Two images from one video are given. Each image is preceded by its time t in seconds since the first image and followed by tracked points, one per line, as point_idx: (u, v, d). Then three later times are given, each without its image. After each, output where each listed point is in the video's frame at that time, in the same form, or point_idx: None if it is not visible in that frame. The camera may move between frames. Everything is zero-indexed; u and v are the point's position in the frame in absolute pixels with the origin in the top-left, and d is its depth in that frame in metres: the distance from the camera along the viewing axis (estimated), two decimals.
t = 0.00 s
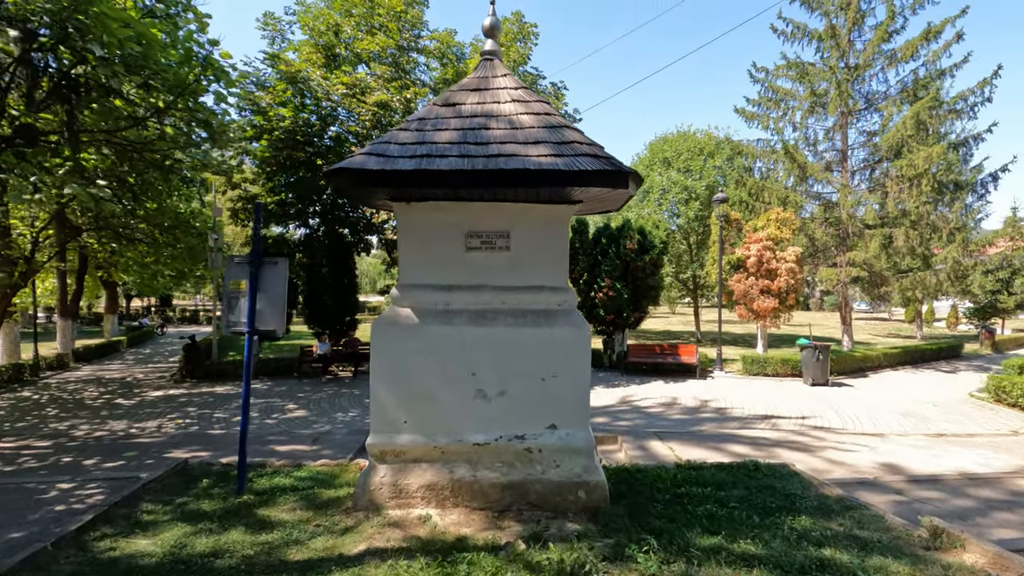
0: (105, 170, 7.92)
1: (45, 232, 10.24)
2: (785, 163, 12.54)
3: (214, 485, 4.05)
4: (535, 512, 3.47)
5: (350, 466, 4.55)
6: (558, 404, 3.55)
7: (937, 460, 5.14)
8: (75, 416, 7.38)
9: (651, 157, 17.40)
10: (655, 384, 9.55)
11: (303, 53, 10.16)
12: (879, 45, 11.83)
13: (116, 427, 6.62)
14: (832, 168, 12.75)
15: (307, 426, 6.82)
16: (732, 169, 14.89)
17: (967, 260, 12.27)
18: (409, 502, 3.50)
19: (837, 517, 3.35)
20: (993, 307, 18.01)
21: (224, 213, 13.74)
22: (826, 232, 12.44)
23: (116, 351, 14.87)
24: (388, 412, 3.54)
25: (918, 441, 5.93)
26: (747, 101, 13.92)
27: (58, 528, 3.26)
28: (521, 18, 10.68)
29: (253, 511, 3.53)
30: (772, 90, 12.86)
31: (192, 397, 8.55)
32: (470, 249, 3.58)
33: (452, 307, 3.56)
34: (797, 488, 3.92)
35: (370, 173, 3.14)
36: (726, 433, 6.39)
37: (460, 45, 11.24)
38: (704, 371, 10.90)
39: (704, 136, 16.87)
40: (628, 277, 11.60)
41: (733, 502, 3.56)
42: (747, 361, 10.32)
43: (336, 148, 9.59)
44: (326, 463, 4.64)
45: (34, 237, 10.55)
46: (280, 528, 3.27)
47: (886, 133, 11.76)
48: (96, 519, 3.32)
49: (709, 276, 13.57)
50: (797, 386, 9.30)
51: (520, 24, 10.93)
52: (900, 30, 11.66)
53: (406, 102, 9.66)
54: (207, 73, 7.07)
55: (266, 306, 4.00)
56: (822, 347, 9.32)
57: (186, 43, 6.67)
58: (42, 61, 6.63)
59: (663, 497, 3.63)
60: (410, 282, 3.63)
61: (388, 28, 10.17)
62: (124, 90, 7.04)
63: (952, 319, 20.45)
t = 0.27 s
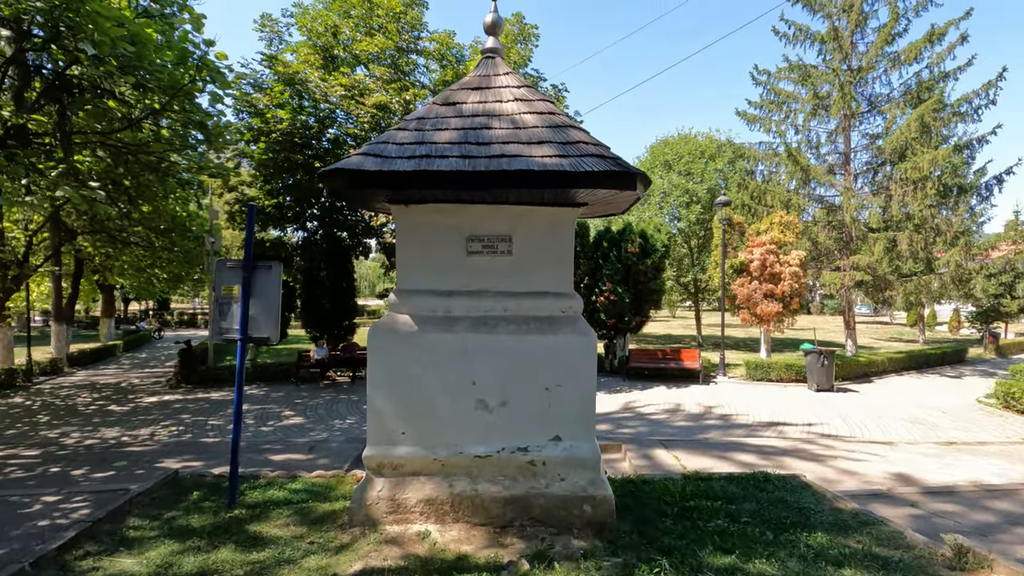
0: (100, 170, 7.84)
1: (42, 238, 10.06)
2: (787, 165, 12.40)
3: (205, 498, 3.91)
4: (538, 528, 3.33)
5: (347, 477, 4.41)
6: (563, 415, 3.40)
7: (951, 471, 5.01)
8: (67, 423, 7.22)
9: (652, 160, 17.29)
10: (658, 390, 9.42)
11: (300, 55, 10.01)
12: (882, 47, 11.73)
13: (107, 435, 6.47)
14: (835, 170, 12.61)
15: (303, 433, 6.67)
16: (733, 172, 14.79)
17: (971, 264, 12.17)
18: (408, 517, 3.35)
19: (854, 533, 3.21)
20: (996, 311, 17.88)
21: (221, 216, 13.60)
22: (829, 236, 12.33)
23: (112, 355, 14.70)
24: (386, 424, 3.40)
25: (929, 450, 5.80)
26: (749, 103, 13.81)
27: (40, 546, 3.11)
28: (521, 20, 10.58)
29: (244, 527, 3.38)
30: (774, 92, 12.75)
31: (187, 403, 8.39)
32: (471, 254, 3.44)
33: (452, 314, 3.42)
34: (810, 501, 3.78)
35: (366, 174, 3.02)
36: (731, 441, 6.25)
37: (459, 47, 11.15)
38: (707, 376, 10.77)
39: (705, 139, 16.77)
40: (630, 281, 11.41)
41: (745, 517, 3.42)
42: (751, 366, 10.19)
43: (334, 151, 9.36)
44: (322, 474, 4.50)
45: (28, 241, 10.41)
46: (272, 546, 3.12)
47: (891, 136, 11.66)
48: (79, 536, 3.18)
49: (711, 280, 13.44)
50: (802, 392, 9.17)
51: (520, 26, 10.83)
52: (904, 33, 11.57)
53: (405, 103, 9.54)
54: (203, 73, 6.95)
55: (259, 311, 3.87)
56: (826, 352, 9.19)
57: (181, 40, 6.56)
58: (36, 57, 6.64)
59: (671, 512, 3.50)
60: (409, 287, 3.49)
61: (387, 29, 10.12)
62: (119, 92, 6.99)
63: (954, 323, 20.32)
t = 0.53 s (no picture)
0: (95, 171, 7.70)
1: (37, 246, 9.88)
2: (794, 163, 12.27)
3: (196, 509, 3.77)
4: (543, 542, 3.19)
5: (344, 487, 4.27)
6: (567, 424, 3.28)
7: (964, 480, 4.88)
8: (59, 429, 7.08)
9: (654, 162, 17.18)
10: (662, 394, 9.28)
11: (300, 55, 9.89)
12: (887, 48, 11.62)
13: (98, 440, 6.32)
14: (838, 172, 12.51)
15: (301, 439, 6.53)
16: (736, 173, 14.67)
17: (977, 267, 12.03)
18: (406, 531, 3.22)
19: (872, 548, 3.08)
20: (1000, 314, 17.74)
21: (218, 218, 13.45)
22: (833, 238, 12.20)
23: (108, 358, 14.55)
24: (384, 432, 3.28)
25: (941, 457, 5.66)
26: (752, 105, 13.69)
27: (21, 561, 2.98)
28: (523, 19, 10.47)
29: (235, 540, 3.24)
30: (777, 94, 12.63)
31: (183, 408, 8.26)
32: (472, 256, 3.32)
33: (452, 318, 3.29)
34: (823, 513, 3.65)
35: (363, 173, 2.89)
36: (738, 447, 6.12)
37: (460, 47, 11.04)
38: (710, 380, 10.63)
39: (707, 140, 16.66)
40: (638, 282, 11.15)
41: (757, 531, 3.29)
42: (755, 370, 10.07)
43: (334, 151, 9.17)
44: (318, 483, 4.36)
45: (22, 243, 10.28)
46: (264, 561, 2.98)
47: (895, 137, 11.56)
48: (63, 551, 3.04)
49: (714, 282, 13.32)
50: (808, 397, 9.03)
51: (522, 25, 10.72)
52: (909, 33, 11.46)
53: (405, 103, 9.46)
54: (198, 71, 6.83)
55: (253, 316, 3.73)
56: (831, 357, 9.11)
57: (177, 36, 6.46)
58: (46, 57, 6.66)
59: (681, 525, 3.37)
60: (407, 291, 3.36)
61: (387, 29, 10.05)
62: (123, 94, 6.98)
63: (957, 326, 20.18)
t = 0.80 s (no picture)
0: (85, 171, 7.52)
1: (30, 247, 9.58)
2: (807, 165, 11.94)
3: (182, 519, 3.62)
4: (545, 556, 3.03)
5: (336, 498, 4.11)
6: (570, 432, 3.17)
7: (978, 488, 4.73)
8: (49, 433, 6.94)
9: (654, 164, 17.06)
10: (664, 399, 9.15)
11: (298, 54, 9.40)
12: (891, 49, 11.49)
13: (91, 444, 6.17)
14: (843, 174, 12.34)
15: (296, 445, 6.38)
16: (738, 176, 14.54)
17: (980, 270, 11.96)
18: (400, 544, 3.07)
19: (890, 563, 2.93)
20: (1005, 318, 17.57)
21: (215, 220, 13.32)
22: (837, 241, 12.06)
23: (104, 361, 14.40)
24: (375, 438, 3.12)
25: (951, 463, 5.52)
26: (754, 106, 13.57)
27: None
28: (524, 20, 10.35)
29: (221, 553, 3.09)
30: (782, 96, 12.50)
31: (177, 412, 8.11)
32: (470, 255, 3.18)
33: (449, 321, 3.15)
34: (836, 524, 3.49)
35: (356, 168, 2.76)
36: (743, 454, 5.97)
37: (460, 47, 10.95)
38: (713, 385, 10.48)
39: (708, 143, 16.54)
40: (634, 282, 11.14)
41: (768, 544, 3.15)
42: (759, 374, 9.95)
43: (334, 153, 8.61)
44: (311, 492, 4.21)
45: (16, 245, 10.15)
46: None
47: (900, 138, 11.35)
48: (39, 564, 2.89)
49: (717, 286, 13.18)
50: (813, 401, 8.89)
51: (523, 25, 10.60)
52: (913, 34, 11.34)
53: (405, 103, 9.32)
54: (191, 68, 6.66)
55: (244, 319, 3.61)
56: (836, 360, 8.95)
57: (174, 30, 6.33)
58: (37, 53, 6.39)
59: (688, 538, 3.22)
60: (401, 292, 3.21)
61: (386, 29, 10.17)
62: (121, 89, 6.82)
63: (961, 331, 20.01)
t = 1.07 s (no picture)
0: None
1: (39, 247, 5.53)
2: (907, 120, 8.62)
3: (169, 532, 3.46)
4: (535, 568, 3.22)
5: (328, 507, 4.19)
6: (564, 439, 3.54)
7: (992, 496, 4.60)
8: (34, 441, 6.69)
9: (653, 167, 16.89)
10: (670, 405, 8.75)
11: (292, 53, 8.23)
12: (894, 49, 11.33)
13: (80, 449, 5.24)
14: (845, 176, 11.35)
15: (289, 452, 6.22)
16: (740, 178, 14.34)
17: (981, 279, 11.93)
18: (393, 559, 3.29)
19: None
20: (1008, 321, 17.36)
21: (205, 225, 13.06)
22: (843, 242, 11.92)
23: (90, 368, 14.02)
24: (377, 433, 3.35)
25: (960, 469, 5.42)
26: (755, 108, 13.40)
27: None
28: (523, 19, 10.20)
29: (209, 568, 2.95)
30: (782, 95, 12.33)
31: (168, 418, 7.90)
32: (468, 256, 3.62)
33: (446, 324, 3.48)
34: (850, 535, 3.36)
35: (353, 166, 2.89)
36: (748, 460, 5.83)
37: (458, 47, 10.82)
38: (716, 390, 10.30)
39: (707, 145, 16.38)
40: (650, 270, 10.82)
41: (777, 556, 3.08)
42: (761, 378, 9.81)
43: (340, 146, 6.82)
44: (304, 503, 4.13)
45: None
46: None
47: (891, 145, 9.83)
48: None
49: (718, 289, 13.01)
50: (817, 405, 8.72)
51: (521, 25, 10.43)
52: (916, 34, 11.19)
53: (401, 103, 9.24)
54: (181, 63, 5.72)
55: (231, 321, 3.62)
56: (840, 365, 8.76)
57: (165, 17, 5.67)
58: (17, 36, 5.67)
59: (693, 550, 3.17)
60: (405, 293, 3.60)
61: (384, 28, 10.00)
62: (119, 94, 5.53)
63: (962, 335, 19.89)
